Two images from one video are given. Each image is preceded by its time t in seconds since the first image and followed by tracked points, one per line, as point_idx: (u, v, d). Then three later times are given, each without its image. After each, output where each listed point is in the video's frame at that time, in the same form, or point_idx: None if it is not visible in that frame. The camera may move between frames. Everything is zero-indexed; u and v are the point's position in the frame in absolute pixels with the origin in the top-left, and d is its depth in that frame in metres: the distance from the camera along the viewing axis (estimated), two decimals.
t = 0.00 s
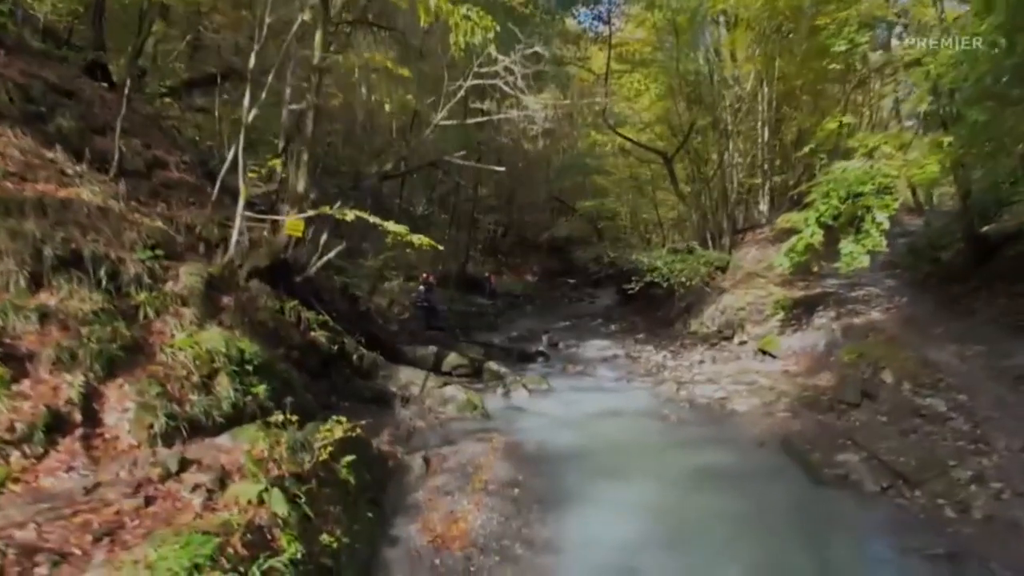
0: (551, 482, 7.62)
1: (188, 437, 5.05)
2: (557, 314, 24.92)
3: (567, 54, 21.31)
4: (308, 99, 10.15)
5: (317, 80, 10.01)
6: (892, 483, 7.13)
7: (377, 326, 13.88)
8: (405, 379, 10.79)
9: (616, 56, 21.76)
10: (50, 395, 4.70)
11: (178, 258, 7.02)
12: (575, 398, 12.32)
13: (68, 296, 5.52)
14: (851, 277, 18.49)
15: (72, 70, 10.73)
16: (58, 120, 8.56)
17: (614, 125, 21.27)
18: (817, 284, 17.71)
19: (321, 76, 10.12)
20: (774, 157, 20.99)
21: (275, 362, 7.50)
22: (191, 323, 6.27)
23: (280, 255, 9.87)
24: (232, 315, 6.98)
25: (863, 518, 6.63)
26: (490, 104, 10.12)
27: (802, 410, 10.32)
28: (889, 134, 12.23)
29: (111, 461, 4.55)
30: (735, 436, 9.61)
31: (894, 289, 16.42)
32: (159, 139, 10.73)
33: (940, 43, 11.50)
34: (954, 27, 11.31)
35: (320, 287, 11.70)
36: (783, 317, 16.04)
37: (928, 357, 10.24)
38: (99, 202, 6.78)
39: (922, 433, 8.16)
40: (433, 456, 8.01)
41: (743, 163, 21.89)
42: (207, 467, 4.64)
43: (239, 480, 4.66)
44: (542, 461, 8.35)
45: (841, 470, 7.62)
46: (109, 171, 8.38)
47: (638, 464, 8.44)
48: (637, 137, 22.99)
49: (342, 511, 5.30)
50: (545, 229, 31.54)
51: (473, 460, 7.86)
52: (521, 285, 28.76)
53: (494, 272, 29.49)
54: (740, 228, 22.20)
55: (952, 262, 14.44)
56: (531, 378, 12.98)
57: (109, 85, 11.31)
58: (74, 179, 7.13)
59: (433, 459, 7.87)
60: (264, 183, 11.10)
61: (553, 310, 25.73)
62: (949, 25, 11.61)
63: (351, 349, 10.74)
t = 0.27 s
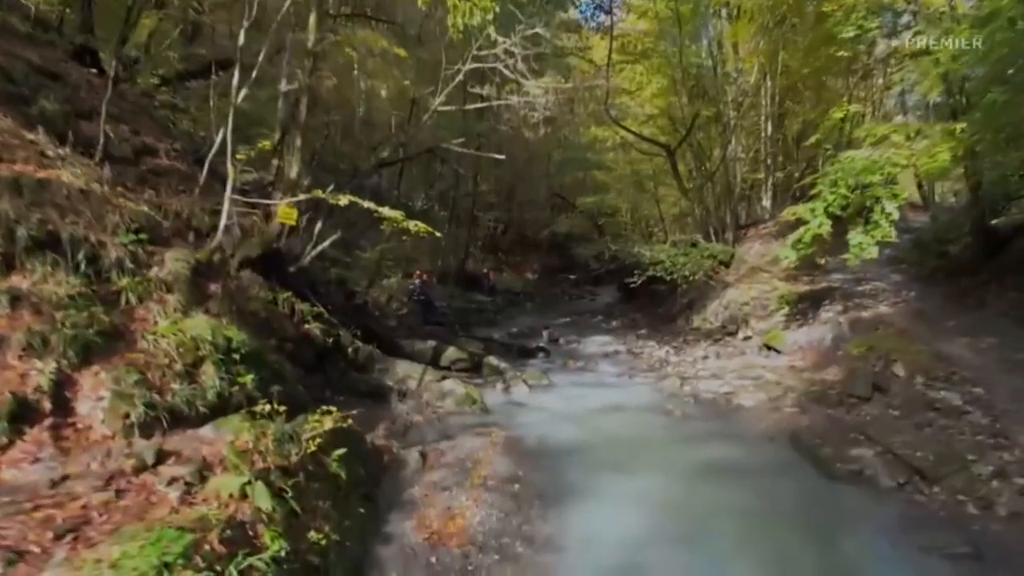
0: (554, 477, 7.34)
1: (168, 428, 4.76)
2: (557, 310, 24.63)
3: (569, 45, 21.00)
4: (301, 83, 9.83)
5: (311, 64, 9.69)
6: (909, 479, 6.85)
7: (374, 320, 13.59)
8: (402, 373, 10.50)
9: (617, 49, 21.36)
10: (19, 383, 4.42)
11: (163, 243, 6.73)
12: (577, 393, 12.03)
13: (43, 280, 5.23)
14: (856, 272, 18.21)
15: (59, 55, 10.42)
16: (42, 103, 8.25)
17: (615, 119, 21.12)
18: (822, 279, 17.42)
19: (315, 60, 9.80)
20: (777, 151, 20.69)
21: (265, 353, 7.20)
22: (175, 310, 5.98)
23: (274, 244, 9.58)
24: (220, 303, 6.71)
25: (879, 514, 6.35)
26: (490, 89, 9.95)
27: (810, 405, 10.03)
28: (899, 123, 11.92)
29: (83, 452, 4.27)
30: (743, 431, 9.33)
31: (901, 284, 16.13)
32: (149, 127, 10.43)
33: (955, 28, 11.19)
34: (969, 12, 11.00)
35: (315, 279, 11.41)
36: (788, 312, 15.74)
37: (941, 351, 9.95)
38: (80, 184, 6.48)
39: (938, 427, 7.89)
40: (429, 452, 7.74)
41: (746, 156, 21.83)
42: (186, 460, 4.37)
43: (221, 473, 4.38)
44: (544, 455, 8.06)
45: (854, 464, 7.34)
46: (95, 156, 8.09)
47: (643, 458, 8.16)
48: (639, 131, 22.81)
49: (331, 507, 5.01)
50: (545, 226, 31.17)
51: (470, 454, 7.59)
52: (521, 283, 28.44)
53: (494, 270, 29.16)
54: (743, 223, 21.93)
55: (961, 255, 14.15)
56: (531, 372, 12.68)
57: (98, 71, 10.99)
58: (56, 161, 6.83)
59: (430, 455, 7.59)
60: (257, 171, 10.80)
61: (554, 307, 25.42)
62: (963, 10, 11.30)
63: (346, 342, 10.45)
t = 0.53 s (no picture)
0: (555, 477, 7.06)
1: (145, 426, 4.47)
2: (558, 309, 24.35)
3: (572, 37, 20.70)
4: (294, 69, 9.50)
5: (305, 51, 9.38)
6: (928, 479, 6.57)
7: (371, 317, 13.30)
8: (400, 370, 10.22)
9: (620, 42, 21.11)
10: None
11: (148, 233, 6.43)
12: (579, 391, 11.76)
13: (16, 269, 4.93)
14: (862, 269, 17.92)
15: (46, 42, 10.11)
16: (25, 89, 7.96)
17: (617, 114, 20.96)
18: (827, 276, 17.13)
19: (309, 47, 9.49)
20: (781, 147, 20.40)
21: (255, 348, 6.92)
22: (159, 302, 5.68)
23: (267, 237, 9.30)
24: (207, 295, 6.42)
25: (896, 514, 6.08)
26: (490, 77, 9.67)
27: (820, 403, 9.77)
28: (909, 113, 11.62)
29: (51, 451, 3.98)
30: (750, 429, 9.05)
31: (908, 280, 15.88)
32: (139, 117, 10.13)
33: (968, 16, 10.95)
34: None
35: (310, 274, 11.12)
36: (793, 309, 15.46)
37: (954, 349, 9.66)
38: (60, 171, 6.18)
39: (955, 426, 7.64)
40: (426, 452, 7.46)
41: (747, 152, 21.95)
42: (163, 459, 4.10)
43: (200, 474, 4.09)
44: (545, 455, 7.78)
45: (868, 464, 7.06)
46: (79, 144, 7.79)
47: (647, 457, 7.88)
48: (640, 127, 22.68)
49: (320, 510, 4.72)
50: (545, 224, 30.80)
51: (468, 454, 7.31)
52: (521, 281, 28.17)
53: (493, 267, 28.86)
54: (746, 220, 21.64)
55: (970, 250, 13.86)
56: (532, 370, 12.40)
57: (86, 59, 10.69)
58: (36, 147, 6.53)
59: (426, 455, 7.31)
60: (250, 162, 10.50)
61: (554, 305, 25.13)
62: None
63: (341, 338, 10.17)
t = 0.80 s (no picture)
0: (557, 479, 6.81)
1: (124, 426, 4.23)
2: (559, 308, 24.12)
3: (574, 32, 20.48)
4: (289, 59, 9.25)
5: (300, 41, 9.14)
6: (946, 482, 6.36)
7: (369, 315, 13.06)
8: (397, 369, 9.99)
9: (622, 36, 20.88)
10: None
11: (133, 226, 6.19)
12: (580, 390, 11.52)
13: None
14: (866, 268, 17.68)
15: (35, 32, 9.87)
16: (10, 78, 7.71)
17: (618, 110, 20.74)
18: (832, 274, 16.89)
19: (304, 37, 9.24)
20: (784, 143, 20.17)
21: (246, 346, 6.68)
22: (143, 297, 5.44)
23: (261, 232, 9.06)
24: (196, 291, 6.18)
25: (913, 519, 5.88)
26: (491, 68, 9.54)
27: (827, 403, 9.56)
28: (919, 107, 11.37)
29: (20, 453, 3.74)
30: (756, 429, 8.81)
31: (915, 278, 15.67)
32: (130, 109, 9.88)
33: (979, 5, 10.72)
34: None
35: (305, 270, 10.89)
36: (798, 307, 15.22)
37: (966, 347, 9.41)
38: (41, 160, 5.93)
39: (969, 426, 7.45)
40: (422, 453, 7.21)
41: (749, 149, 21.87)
42: (141, 463, 3.86)
43: (181, 478, 3.85)
44: (546, 455, 7.54)
45: (881, 467, 6.82)
46: (65, 135, 7.55)
47: (652, 458, 7.64)
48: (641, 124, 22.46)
49: (309, 515, 4.48)
50: (545, 224, 30.47)
51: (467, 455, 7.07)
52: (521, 280, 27.92)
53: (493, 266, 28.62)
54: (748, 218, 21.40)
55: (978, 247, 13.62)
56: (533, 369, 12.15)
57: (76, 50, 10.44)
58: (17, 137, 6.29)
59: (423, 456, 7.07)
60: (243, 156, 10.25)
61: (554, 304, 24.89)
62: None
63: (337, 337, 9.93)
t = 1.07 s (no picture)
0: (559, 481, 6.55)
1: (96, 427, 3.96)
2: (559, 306, 23.85)
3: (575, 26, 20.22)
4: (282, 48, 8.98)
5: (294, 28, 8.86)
6: (965, 485, 6.11)
7: (365, 313, 12.78)
8: (394, 368, 9.72)
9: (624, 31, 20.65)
10: None
11: (116, 217, 5.92)
12: (582, 389, 11.26)
13: None
14: (872, 265, 17.41)
15: (22, 20, 9.60)
16: None
17: (620, 106, 20.52)
18: (837, 272, 16.62)
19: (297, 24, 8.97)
20: (788, 139, 19.89)
21: (235, 342, 6.42)
22: (123, 290, 5.18)
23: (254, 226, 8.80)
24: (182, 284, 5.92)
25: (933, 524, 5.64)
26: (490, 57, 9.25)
27: (836, 403, 9.30)
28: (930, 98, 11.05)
29: None
30: (763, 429, 8.57)
31: (922, 275, 15.40)
32: (119, 100, 9.61)
33: None
34: None
35: (300, 266, 10.62)
36: (804, 305, 14.94)
37: (979, 345, 9.14)
38: (19, 146, 5.67)
39: (987, 428, 7.20)
40: (418, 454, 6.95)
41: (752, 146, 21.63)
42: (113, 465, 3.59)
43: (155, 482, 3.59)
44: (547, 456, 7.28)
45: (896, 470, 6.57)
46: (48, 124, 7.28)
47: (657, 458, 7.39)
48: (643, 120, 22.23)
49: (296, 521, 4.22)
50: (546, 221, 30.20)
51: (465, 456, 6.81)
52: (521, 279, 27.63)
53: (493, 264, 28.34)
54: (751, 215, 21.13)
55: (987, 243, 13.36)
56: (533, 368, 11.88)
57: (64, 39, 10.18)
58: None
59: (419, 458, 6.81)
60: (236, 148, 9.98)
61: (554, 303, 24.61)
62: None
63: (332, 334, 9.67)
